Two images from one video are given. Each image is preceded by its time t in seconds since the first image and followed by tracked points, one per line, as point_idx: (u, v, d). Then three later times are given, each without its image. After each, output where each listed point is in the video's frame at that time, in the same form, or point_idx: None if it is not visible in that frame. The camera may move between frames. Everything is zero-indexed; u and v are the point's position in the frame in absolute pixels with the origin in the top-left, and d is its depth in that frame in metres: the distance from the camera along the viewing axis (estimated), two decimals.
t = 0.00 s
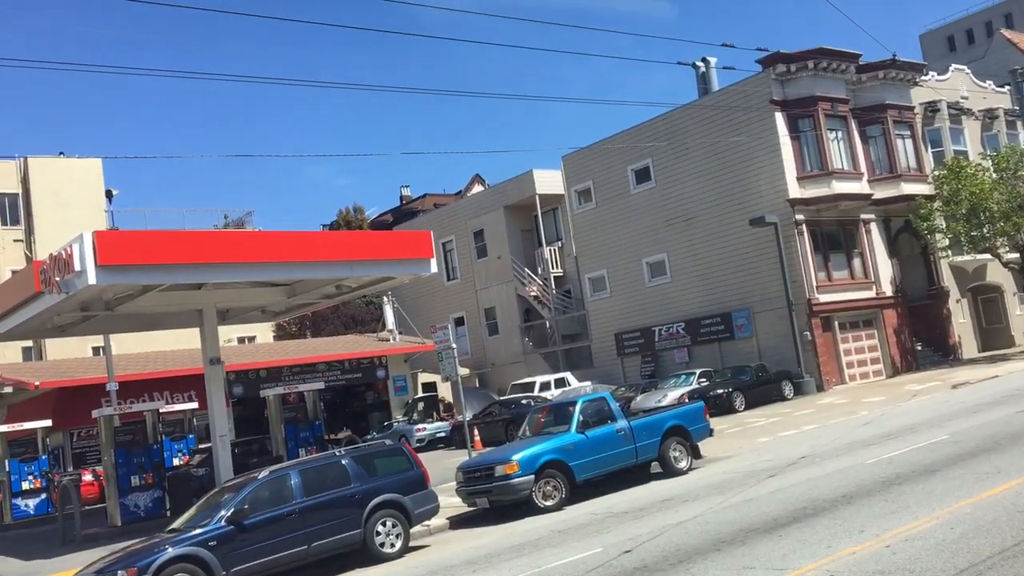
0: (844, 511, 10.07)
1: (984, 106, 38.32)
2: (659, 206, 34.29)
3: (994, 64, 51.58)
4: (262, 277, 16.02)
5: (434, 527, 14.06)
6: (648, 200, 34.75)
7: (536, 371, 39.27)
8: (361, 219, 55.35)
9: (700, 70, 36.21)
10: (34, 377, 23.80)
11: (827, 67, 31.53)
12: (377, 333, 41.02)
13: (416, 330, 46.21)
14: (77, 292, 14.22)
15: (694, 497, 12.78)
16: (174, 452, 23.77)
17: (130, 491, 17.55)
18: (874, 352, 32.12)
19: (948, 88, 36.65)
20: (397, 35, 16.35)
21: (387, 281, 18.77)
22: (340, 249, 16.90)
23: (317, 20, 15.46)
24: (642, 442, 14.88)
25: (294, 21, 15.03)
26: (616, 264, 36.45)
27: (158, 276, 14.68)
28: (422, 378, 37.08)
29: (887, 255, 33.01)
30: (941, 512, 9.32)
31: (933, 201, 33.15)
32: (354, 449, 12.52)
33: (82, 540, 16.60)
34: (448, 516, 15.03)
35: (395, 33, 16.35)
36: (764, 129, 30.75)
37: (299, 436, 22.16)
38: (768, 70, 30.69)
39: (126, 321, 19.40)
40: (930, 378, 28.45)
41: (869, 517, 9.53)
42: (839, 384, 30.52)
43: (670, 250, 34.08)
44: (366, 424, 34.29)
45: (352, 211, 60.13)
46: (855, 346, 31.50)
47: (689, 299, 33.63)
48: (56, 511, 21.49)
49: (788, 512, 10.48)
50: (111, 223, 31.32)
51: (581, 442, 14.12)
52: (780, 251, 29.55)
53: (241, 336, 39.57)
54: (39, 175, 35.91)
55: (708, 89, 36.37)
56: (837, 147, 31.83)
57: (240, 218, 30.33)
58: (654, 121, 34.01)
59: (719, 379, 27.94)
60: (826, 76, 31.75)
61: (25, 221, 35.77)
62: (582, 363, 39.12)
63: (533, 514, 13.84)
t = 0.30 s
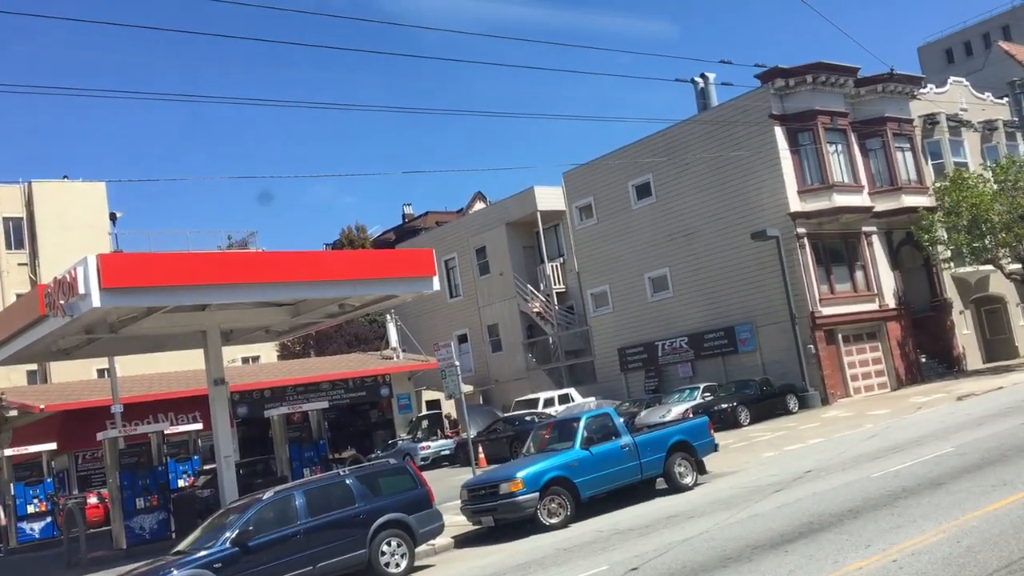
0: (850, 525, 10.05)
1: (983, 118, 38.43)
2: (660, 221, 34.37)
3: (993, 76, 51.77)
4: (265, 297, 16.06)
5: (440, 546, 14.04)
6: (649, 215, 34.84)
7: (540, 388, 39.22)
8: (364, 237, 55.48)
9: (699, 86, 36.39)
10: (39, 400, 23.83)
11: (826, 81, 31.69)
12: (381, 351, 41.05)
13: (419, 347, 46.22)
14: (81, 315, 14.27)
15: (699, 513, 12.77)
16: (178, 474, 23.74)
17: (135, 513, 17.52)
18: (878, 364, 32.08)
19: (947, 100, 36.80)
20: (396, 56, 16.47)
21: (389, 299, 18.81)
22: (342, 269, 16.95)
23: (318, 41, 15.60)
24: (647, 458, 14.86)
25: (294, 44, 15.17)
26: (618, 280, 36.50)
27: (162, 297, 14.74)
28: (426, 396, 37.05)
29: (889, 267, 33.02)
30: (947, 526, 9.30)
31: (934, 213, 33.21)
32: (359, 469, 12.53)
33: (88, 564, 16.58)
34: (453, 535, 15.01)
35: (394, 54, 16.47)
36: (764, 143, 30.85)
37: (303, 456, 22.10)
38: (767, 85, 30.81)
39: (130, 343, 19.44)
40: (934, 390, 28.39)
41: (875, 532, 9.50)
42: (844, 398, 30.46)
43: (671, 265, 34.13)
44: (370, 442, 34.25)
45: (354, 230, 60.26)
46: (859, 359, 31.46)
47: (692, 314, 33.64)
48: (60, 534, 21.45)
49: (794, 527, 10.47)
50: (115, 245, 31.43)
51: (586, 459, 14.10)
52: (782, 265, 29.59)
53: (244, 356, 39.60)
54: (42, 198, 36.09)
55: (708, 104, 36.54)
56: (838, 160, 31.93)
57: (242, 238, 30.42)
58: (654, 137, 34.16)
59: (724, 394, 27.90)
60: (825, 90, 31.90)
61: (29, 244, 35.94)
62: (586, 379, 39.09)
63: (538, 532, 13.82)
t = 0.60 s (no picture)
0: (854, 525, 10.01)
1: (977, 115, 38.50)
2: (657, 225, 34.39)
3: (985, 73, 51.92)
4: (263, 311, 16.03)
5: (443, 556, 14.00)
6: (646, 220, 34.86)
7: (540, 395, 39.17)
8: (361, 249, 55.47)
9: (693, 90, 36.48)
10: (39, 420, 23.76)
11: (819, 82, 31.76)
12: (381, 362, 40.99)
13: (419, 358, 46.19)
14: (78, 332, 14.23)
15: (703, 517, 12.71)
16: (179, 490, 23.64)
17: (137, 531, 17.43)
18: (879, 364, 32.06)
19: (940, 98, 36.88)
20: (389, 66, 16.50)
21: (388, 310, 18.78)
22: (340, 280, 16.93)
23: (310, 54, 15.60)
24: (649, 463, 14.80)
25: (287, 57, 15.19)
26: (617, 285, 36.49)
27: (160, 313, 14.70)
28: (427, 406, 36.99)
29: (887, 266, 33.04)
30: (952, 523, 9.26)
31: (931, 211, 33.23)
32: (361, 480, 12.47)
33: None
34: (457, 545, 14.95)
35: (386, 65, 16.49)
36: (759, 145, 30.90)
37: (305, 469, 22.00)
38: (760, 87, 30.85)
39: (128, 360, 19.40)
40: (936, 388, 28.36)
41: (879, 531, 9.46)
42: (846, 398, 30.42)
43: (670, 269, 34.13)
44: (372, 454, 34.16)
45: (352, 242, 60.20)
46: (860, 359, 31.45)
47: (691, 318, 33.62)
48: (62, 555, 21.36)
49: (798, 528, 10.42)
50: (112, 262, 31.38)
51: (588, 465, 14.05)
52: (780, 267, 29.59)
53: (244, 371, 39.53)
54: (39, 218, 36.06)
55: (702, 108, 36.61)
56: (833, 161, 31.97)
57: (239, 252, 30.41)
58: (649, 142, 34.21)
59: (725, 397, 27.86)
60: (818, 91, 31.96)
61: (26, 264, 35.89)
62: (587, 386, 39.03)
63: (542, 539, 13.77)
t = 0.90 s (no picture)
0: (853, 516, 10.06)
1: (976, 105, 38.46)
2: (656, 216, 34.37)
3: (984, 64, 51.86)
4: (263, 303, 16.05)
5: (443, 547, 14.06)
6: (645, 211, 34.83)
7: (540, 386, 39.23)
8: (361, 240, 55.47)
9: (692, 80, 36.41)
10: (39, 412, 23.82)
11: (818, 73, 31.72)
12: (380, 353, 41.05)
13: (418, 349, 46.25)
14: (78, 325, 14.26)
15: (702, 508, 12.75)
16: (179, 481, 23.70)
17: (138, 522, 17.58)
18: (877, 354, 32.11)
19: (939, 88, 36.84)
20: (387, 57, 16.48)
21: (388, 302, 18.80)
22: (340, 272, 16.96)
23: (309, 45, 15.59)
24: (648, 454, 14.85)
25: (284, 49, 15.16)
26: (616, 276, 36.50)
27: (161, 305, 14.76)
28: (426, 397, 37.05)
29: (885, 256, 33.06)
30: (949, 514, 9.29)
31: (929, 201, 33.23)
32: (360, 472, 12.53)
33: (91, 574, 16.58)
34: (457, 535, 15.02)
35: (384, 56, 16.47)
36: (759, 136, 30.85)
37: (305, 460, 22.06)
38: (759, 78, 30.79)
39: (128, 352, 19.43)
40: (935, 378, 28.40)
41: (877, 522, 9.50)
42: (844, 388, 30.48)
43: (669, 260, 34.14)
44: (372, 445, 34.22)
45: (351, 233, 60.17)
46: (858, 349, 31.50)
47: (690, 308, 33.65)
48: (64, 545, 21.48)
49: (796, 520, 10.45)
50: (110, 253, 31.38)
51: (587, 456, 14.12)
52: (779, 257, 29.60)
53: (244, 362, 39.58)
54: (37, 209, 36.03)
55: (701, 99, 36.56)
56: (832, 151, 31.95)
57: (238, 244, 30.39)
58: (648, 133, 34.16)
59: (724, 387, 27.92)
60: (817, 81, 31.92)
61: (25, 256, 35.89)
62: (586, 376, 39.10)
63: (542, 530, 13.83)
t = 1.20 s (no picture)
0: (864, 509, 9.98)
1: (992, 98, 38.08)
2: (669, 209, 34.21)
3: (1002, 56, 51.34)
4: (274, 293, 16.05)
5: (453, 538, 14.06)
6: (657, 203, 34.69)
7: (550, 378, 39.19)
8: (372, 231, 55.52)
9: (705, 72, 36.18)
10: (52, 401, 23.97)
11: (833, 65, 31.47)
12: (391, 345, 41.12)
13: (429, 341, 46.30)
14: (90, 314, 14.31)
15: (712, 501, 12.70)
16: (191, 471, 23.79)
17: (149, 511, 17.59)
18: (890, 349, 31.91)
19: (955, 80, 36.50)
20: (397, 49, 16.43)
21: (398, 293, 18.78)
22: (351, 262, 16.95)
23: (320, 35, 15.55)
24: (658, 447, 14.81)
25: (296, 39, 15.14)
26: (627, 269, 36.38)
27: (171, 295, 14.78)
28: (436, 389, 37.09)
29: (899, 250, 32.82)
30: (962, 507, 9.21)
31: (944, 195, 32.94)
32: (371, 462, 12.53)
33: (103, 562, 16.68)
34: (467, 526, 15.03)
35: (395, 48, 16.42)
36: (772, 128, 30.62)
37: (316, 451, 22.10)
38: (773, 70, 30.54)
39: (140, 342, 19.50)
40: (948, 373, 28.21)
41: (888, 515, 9.43)
42: (856, 382, 30.31)
43: (681, 253, 34.01)
44: (382, 436, 34.24)
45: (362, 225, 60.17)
46: (871, 343, 31.30)
47: (701, 302, 33.51)
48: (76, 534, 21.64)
49: (807, 512, 10.38)
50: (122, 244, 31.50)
51: (597, 449, 14.06)
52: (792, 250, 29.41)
53: (255, 353, 39.71)
54: (49, 200, 36.18)
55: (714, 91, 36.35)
56: (846, 143, 31.70)
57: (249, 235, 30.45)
58: (661, 125, 33.99)
59: (735, 380, 27.82)
60: (831, 73, 31.66)
61: (38, 246, 36.05)
62: (596, 369, 39.05)
63: (551, 522, 13.81)
